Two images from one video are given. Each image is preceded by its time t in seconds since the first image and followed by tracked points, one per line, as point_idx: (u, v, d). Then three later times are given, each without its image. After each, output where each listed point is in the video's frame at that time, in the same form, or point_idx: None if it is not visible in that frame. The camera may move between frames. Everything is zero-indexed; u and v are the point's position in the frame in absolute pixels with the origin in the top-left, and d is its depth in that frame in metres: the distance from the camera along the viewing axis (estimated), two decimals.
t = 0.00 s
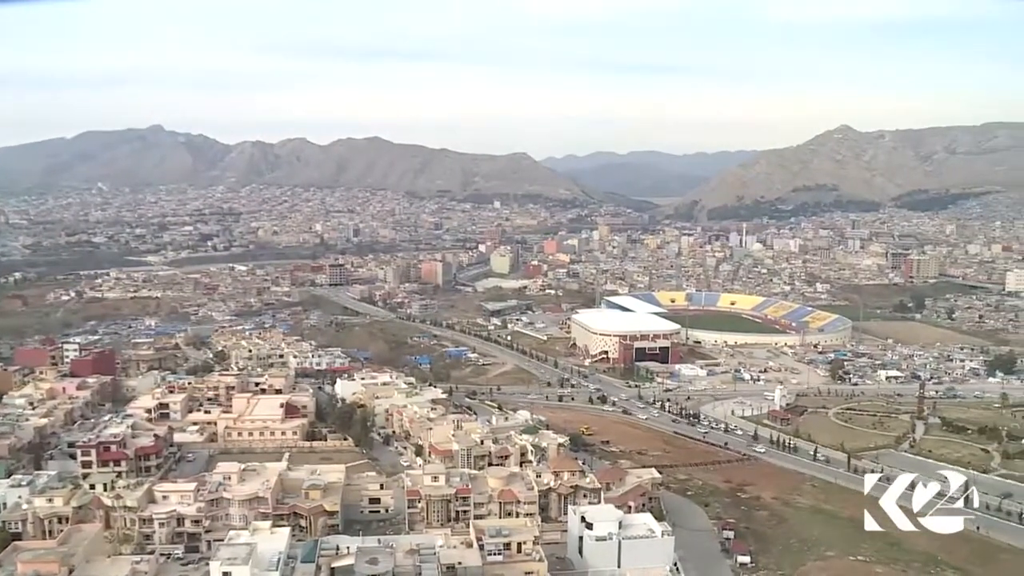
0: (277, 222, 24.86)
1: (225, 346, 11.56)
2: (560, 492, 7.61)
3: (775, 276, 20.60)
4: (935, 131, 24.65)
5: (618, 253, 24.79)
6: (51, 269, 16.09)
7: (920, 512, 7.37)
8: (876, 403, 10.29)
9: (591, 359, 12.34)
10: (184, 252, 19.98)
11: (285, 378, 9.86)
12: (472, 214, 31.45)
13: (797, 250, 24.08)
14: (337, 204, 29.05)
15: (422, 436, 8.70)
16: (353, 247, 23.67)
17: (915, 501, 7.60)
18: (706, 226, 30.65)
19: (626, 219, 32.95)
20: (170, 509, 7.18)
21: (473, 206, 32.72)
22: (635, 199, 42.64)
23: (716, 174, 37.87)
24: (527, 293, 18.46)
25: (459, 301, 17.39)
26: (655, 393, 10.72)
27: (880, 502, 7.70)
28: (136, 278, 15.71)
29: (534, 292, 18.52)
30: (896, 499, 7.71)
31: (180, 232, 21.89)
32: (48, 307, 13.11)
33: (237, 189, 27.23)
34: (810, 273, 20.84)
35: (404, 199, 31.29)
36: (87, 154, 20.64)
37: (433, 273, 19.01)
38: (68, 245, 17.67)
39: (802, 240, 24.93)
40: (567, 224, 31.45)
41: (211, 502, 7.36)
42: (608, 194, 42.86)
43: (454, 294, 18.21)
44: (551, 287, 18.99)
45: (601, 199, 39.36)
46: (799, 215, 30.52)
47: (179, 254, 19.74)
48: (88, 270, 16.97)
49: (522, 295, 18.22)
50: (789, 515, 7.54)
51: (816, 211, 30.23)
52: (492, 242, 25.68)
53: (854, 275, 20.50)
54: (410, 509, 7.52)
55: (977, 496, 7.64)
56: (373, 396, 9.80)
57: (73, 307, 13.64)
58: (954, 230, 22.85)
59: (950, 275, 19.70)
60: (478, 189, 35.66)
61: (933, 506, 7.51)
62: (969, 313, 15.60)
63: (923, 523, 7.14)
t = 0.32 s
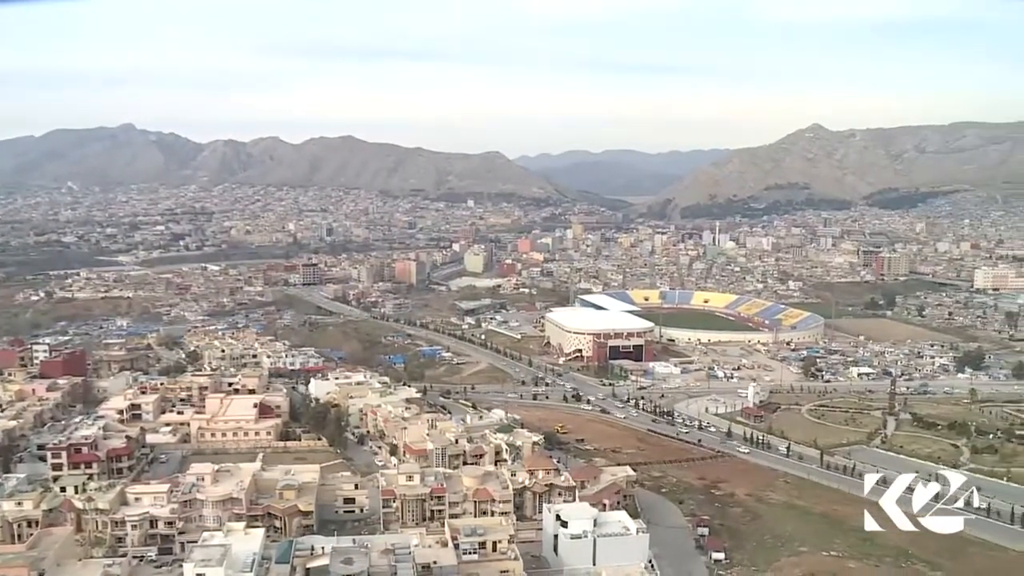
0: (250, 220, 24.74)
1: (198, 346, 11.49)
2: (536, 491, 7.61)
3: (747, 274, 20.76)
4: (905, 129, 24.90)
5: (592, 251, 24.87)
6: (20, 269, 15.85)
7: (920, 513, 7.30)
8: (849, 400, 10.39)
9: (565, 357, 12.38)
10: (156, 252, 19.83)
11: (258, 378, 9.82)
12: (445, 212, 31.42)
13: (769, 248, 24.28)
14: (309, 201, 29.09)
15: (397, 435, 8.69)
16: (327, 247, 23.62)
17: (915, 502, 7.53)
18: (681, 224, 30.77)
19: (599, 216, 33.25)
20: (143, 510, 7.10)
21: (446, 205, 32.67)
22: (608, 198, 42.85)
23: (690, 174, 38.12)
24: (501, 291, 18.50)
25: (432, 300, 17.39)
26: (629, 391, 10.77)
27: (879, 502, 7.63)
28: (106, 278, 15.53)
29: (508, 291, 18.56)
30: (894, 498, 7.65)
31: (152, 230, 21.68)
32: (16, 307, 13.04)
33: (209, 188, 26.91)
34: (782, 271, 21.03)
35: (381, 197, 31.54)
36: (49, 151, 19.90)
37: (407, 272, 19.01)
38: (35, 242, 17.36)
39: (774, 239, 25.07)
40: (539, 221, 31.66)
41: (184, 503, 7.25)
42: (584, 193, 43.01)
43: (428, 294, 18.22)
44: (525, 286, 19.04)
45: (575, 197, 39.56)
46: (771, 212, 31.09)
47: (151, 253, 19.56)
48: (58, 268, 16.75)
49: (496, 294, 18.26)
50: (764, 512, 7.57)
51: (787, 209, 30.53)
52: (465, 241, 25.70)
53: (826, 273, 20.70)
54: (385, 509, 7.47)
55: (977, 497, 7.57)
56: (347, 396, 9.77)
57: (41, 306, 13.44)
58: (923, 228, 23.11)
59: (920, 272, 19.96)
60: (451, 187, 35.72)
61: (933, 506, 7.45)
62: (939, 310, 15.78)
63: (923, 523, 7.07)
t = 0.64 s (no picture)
0: (223, 220, 24.58)
1: (171, 347, 11.42)
2: (511, 489, 7.61)
3: (721, 271, 20.88)
4: (877, 129, 25.15)
5: (566, 250, 24.94)
6: None
7: (920, 514, 7.24)
8: (822, 396, 10.48)
9: (540, 355, 12.40)
10: (127, 251, 19.65)
11: (231, 378, 9.76)
12: (418, 211, 31.41)
13: (742, 246, 24.46)
14: (282, 199, 28.93)
15: (371, 434, 8.68)
16: (301, 246, 23.55)
17: (915, 501, 7.46)
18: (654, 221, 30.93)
19: (572, 214, 33.39)
20: (115, 512, 7.00)
21: (419, 204, 32.66)
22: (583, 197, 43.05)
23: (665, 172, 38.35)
24: (475, 290, 18.52)
25: (406, 299, 17.38)
26: (603, 389, 10.81)
27: (879, 503, 7.58)
28: (77, 278, 15.35)
29: (482, 289, 18.58)
30: (895, 498, 7.59)
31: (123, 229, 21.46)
32: None
33: (182, 185, 26.62)
34: (755, 269, 21.17)
35: (353, 196, 31.32)
36: (24, 148, 18.38)
37: (381, 270, 18.99)
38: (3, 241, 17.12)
39: (747, 237, 25.24)
40: (513, 220, 31.67)
41: (157, 504, 7.18)
42: (560, 192, 43.19)
43: (401, 292, 18.21)
44: (499, 284, 19.07)
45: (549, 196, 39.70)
46: (744, 209, 31.21)
47: (122, 253, 19.37)
48: (28, 268, 16.53)
49: (469, 293, 18.27)
50: (739, 508, 7.62)
51: (760, 207, 30.65)
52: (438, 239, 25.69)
53: (798, 270, 20.88)
54: (360, 509, 7.44)
55: (977, 496, 7.49)
56: (321, 395, 9.74)
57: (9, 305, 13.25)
58: (894, 226, 23.36)
59: (891, 270, 20.18)
60: (425, 185, 35.62)
61: (934, 506, 7.38)
62: (910, 307, 15.94)
63: (922, 524, 7.02)
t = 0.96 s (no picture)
0: (197, 218, 24.45)
1: (145, 347, 11.36)
2: (488, 487, 7.61)
3: (696, 269, 21.00)
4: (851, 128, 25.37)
5: (542, 248, 25.00)
6: None
7: (920, 514, 7.15)
8: (797, 393, 10.56)
9: (516, 353, 12.42)
10: (101, 250, 19.51)
11: (207, 378, 9.70)
12: (394, 209, 31.36)
13: (718, 243, 24.61)
14: (258, 199, 28.79)
15: (347, 434, 8.66)
16: (276, 245, 23.48)
17: (916, 502, 7.38)
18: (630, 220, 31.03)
19: (548, 212, 33.48)
20: (89, 514, 6.92)
21: (394, 202, 32.60)
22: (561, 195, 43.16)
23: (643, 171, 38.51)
24: (451, 288, 18.53)
25: (382, 297, 17.36)
26: (580, 387, 10.84)
27: (878, 501, 7.50)
28: (49, 278, 15.19)
29: (458, 288, 18.59)
30: (895, 498, 7.51)
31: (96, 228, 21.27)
32: None
33: (156, 183, 26.34)
34: (730, 266, 21.31)
35: (328, 195, 31.09)
36: None
37: (357, 269, 18.88)
38: None
39: (722, 234, 25.39)
40: (489, 218, 31.74)
41: (132, 506, 7.10)
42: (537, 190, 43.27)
43: (376, 291, 18.19)
44: (475, 282, 19.07)
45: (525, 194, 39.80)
46: (720, 206, 30.93)
47: (95, 253, 19.19)
48: None
49: (445, 291, 18.28)
50: (716, 505, 7.66)
51: (735, 204, 30.63)
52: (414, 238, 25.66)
53: (773, 268, 21.03)
54: (337, 509, 7.40)
55: (978, 496, 7.40)
56: (297, 395, 9.70)
57: None
58: (867, 223, 23.59)
59: (865, 267, 20.35)
60: (400, 184, 35.48)
61: (934, 506, 7.30)
62: (884, 304, 16.07)
63: (921, 524, 6.95)
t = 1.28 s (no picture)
0: (174, 218, 24.33)
1: (122, 347, 11.28)
2: (468, 486, 7.61)
3: (674, 267, 21.08)
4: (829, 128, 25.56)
5: (521, 247, 25.03)
6: None
7: (921, 514, 7.11)
8: (774, 391, 10.63)
9: (495, 352, 12.44)
10: (76, 251, 19.35)
11: (184, 379, 9.64)
12: (373, 209, 31.29)
13: (696, 242, 24.71)
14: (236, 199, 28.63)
15: (326, 434, 8.65)
16: (254, 245, 23.41)
17: (916, 502, 7.33)
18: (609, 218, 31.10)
19: (528, 212, 33.52)
20: (65, 517, 6.86)
21: (374, 202, 32.52)
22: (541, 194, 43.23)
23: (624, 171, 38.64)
24: (429, 288, 18.52)
25: (361, 297, 17.34)
26: (559, 386, 10.87)
27: (878, 501, 7.44)
28: (23, 278, 15.04)
29: (436, 287, 18.58)
30: (895, 498, 7.46)
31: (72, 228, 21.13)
32: None
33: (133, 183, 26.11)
34: (708, 265, 21.41)
35: (306, 194, 31.05)
36: None
37: (335, 269, 18.88)
38: None
39: (700, 233, 25.51)
40: (468, 217, 31.75)
41: (109, 508, 7.04)
42: (517, 189, 43.33)
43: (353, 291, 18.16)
44: (453, 282, 19.07)
45: (506, 194, 39.80)
46: (697, 205, 31.18)
47: (70, 253, 19.03)
48: None
49: (424, 290, 18.28)
50: (695, 503, 7.70)
51: (712, 203, 30.80)
52: (393, 237, 25.63)
53: (750, 266, 21.13)
54: (316, 509, 7.36)
55: (978, 496, 7.36)
56: (276, 395, 9.67)
57: None
58: (844, 221, 23.77)
59: (842, 265, 20.48)
60: (378, 183, 35.37)
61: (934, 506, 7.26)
62: (860, 302, 16.20)
63: (922, 524, 6.91)
